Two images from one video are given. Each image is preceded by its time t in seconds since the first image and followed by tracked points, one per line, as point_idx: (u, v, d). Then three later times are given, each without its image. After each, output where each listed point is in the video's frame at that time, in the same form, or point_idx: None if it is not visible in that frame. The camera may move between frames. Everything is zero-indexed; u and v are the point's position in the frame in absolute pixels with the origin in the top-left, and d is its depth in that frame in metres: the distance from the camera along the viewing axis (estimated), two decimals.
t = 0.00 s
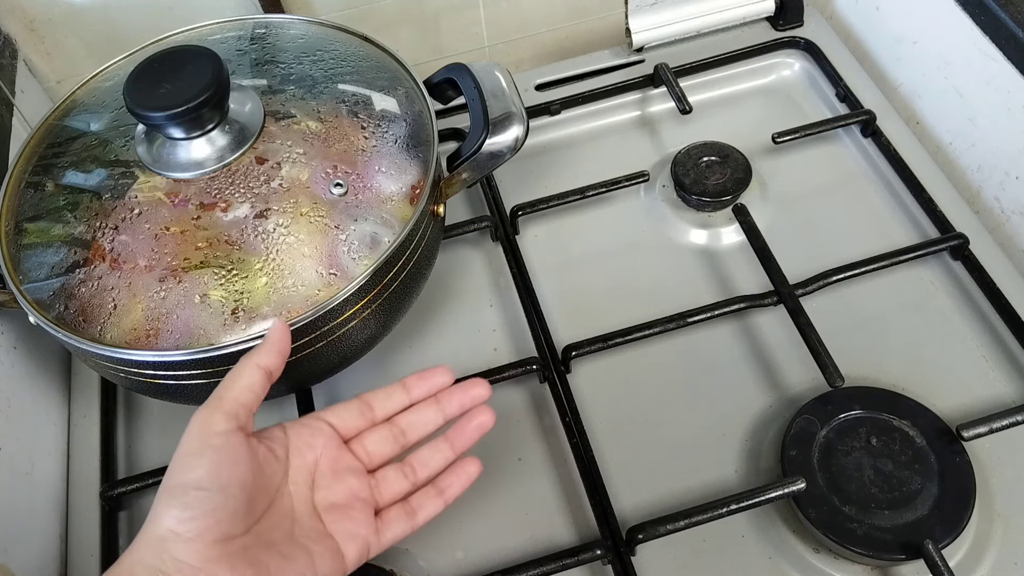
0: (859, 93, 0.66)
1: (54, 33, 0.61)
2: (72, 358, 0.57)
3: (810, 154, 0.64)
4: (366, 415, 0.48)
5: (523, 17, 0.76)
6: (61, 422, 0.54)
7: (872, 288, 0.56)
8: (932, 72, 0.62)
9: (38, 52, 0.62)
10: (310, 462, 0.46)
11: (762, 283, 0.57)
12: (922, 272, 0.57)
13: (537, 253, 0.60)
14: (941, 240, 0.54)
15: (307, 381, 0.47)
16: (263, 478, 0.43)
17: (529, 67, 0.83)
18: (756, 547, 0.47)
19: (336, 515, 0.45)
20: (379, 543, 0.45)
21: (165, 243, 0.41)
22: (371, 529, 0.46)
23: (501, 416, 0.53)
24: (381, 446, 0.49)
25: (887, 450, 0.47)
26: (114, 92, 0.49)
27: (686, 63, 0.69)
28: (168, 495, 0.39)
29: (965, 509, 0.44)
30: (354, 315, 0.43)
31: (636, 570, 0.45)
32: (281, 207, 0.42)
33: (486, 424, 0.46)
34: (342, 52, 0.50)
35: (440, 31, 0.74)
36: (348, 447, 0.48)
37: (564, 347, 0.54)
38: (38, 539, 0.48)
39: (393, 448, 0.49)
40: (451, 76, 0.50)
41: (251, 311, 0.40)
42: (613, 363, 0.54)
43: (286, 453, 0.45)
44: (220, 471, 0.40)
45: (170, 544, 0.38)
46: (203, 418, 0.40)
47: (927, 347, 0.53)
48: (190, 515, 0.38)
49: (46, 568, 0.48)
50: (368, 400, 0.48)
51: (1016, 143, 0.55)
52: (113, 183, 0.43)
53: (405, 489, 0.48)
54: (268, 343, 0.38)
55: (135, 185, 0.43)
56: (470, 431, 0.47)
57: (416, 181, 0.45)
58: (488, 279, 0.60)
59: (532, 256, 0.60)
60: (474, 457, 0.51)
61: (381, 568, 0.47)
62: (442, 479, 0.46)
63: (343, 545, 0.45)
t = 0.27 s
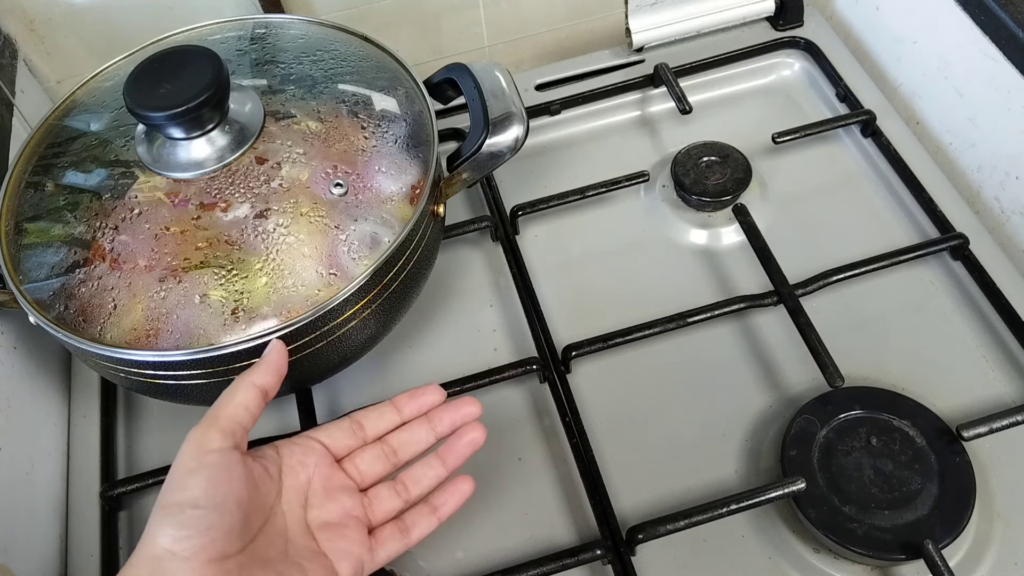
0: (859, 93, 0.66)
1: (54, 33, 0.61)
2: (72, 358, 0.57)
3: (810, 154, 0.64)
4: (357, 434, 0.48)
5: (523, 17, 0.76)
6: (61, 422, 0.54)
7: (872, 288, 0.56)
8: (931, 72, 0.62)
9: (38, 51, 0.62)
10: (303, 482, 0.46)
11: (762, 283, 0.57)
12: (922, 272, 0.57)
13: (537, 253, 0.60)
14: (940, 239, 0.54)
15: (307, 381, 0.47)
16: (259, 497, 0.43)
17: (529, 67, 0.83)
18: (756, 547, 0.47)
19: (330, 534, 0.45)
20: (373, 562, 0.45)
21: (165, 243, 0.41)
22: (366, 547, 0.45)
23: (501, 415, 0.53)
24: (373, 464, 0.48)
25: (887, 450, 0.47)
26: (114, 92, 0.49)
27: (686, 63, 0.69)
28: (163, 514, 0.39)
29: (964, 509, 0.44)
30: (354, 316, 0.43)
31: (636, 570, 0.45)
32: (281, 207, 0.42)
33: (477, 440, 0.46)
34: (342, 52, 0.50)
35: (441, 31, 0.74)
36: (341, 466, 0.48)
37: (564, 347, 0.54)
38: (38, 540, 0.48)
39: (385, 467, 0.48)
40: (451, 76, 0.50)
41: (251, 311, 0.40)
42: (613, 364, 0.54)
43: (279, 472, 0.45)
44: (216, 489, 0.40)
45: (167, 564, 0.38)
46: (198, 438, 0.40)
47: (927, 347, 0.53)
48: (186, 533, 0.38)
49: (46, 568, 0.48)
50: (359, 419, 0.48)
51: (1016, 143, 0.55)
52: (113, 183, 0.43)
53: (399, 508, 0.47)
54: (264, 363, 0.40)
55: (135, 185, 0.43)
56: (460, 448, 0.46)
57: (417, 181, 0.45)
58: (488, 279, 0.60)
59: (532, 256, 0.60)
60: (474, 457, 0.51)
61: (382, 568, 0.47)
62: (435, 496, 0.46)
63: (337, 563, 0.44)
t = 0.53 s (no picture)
0: (859, 93, 0.66)
1: (54, 33, 0.61)
2: (72, 358, 0.57)
3: (810, 154, 0.64)
4: (343, 435, 0.48)
5: (523, 17, 0.76)
6: (61, 422, 0.54)
7: (872, 288, 0.56)
8: (932, 72, 0.62)
9: (38, 52, 0.62)
10: (291, 488, 0.45)
11: (762, 283, 0.57)
12: (922, 272, 0.57)
13: (537, 253, 0.60)
14: (941, 239, 0.54)
15: (307, 381, 0.47)
16: (245, 507, 0.42)
17: (529, 67, 0.83)
18: (757, 547, 0.47)
19: (322, 540, 0.45)
20: (369, 565, 0.45)
21: (165, 243, 0.41)
22: (360, 551, 0.45)
23: (501, 415, 0.53)
24: (361, 465, 0.48)
25: (887, 450, 0.47)
26: (114, 92, 0.49)
27: (686, 63, 0.69)
28: (145, 535, 0.37)
29: (964, 509, 0.44)
30: (354, 315, 0.43)
31: (636, 571, 0.45)
32: (281, 207, 0.42)
33: (467, 432, 0.46)
34: (342, 52, 0.50)
35: (441, 31, 0.74)
36: (328, 469, 0.47)
37: (564, 347, 0.54)
38: (38, 540, 0.48)
39: (372, 468, 0.48)
40: (451, 76, 0.50)
41: (251, 311, 0.40)
42: (613, 364, 0.54)
43: (265, 479, 0.44)
44: (201, 506, 0.38)
45: None
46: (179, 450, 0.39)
47: (927, 347, 0.53)
48: (171, 554, 0.37)
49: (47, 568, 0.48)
50: (344, 420, 0.48)
51: (1016, 143, 0.55)
52: (113, 183, 0.43)
53: (390, 507, 0.47)
54: (243, 368, 0.39)
55: (135, 185, 0.43)
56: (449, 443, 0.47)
57: (417, 181, 0.45)
58: (488, 279, 0.60)
59: (532, 256, 0.60)
60: (474, 458, 0.51)
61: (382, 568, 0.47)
62: (428, 492, 0.46)
63: (333, 569, 0.44)
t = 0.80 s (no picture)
0: (859, 93, 0.66)
1: (54, 33, 0.61)
2: (72, 358, 0.57)
3: (810, 154, 0.64)
4: (317, 465, 0.47)
5: (523, 17, 0.76)
6: (61, 422, 0.54)
7: (872, 288, 0.56)
8: (932, 72, 0.62)
9: (38, 52, 0.62)
10: (264, 526, 0.44)
11: (762, 283, 0.57)
12: (922, 272, 0.57)
13: (537, 253, 0.60)
14: (941, 239, 0.54)
15: (307, 381, 0.47)
16: (215, 553, 0.40)
17: (529, 67, 0.83)
18: (757, 547, 0.47)
19: None
20: None
21: (165, 243, 0.41)
22: None
23: (501, 415, 0.53)
24: (337, 495, 0.47)
25: (887, 450, 0.47)
26: (114, 92, 0.49)
27: (686, 63, 0.69)
28: None
29: (964, 509, 0.44)
30: (354, 315, 0.43)
31: (636, 571, 0.45)
32: (281, 207, 0.42)
33: (444, 455, 0.46)
34: (342, 52, 0.50)
35: (441, 31, 0.74)
36: (303, 502, 0.46)
37: (564, 347, 0.54)
38: (38, 540, 0.48)
39: (348, 499, 0.47)
40: (451, 76, 0.50)
41: (251, 311, 0.40)
42: (613, 364, 0.54)
43: (236, 519, 0.43)
44: (163, 557, 0.37)
45: None
46: (142, 498, 0.38)
47: (927, 347, 0.53)
48: None
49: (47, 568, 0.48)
50: (317, 448, 0.47)
51: (1016, 143, 0.55)
52: (113, 183, 0.43)
53: (370, 538, 0.46)
54: (219, 406, 0.39)
55: (135, 185, 0.43)
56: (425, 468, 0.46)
57: (417, 181, 0.45)
58: (488, 279, 0.60)
59: (532, 256, 0.60)
60: (474, 458, 0.51)
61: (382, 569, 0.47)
62: (409, 519, 0.45)
63: None
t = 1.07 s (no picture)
0: (859, 93, 0.66)
1: (54, 33, 0.61)
2: (72, 358, 0.57)
3: (810, 154, 0.64)
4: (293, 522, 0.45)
5: (523, 17, 0.76)
6: (61, 422, 0.54)
7: (872, 288, 0.56)
8: (932, 72, 0.62)
9: (38, 52, 0.62)
10: None
11: (762, 283, 0.57)
12: (922, 272, 0.57)
13: (537, 253, 0.60)
14: (941, 239, 0.54)
15: (307, 381, 0.47)
16: None
17: (529, 67, 0.83)
18: (757, 547, 0.47)
19: None
20: None
21: (165, 243, 0.41)
22: None
23: (501, 416, 0.53)
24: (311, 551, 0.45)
25: (887, 450, 0.47)
26: (114, 92, 0.49)
27: (686, 63, 0.69)
28: None
29: (965, 509, 0.44)
30: (354, 315, 0.43)
31: (636, 571, 0.45)
32: (281, 207, 0.42)
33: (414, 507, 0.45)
34: (342, 52, 0.50)
35: (441, 31, 0.74)
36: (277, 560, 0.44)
37: (564, 347, 0.54)
38: (39, 540, 0.48)
39: None
40: (451, 76, 0.50)
41: (251, 311, 0.40)
42: (613, 364, 0.54)
43: None
44: None
45: None
46: None
47: (927, 347, 0.53)
48: None
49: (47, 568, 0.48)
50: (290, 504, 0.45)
51: (1016, 143, 0.55)
52: (113, 183, 0.43)
53: None
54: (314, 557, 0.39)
55: (135, 185, 0.43)
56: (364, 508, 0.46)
57: (417, 182, 0.45)
58: (488, 279, 0.60)
59: (532, 256, 0.60)
60: (474, 459, 0.51)
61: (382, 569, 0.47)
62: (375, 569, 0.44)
63: None
